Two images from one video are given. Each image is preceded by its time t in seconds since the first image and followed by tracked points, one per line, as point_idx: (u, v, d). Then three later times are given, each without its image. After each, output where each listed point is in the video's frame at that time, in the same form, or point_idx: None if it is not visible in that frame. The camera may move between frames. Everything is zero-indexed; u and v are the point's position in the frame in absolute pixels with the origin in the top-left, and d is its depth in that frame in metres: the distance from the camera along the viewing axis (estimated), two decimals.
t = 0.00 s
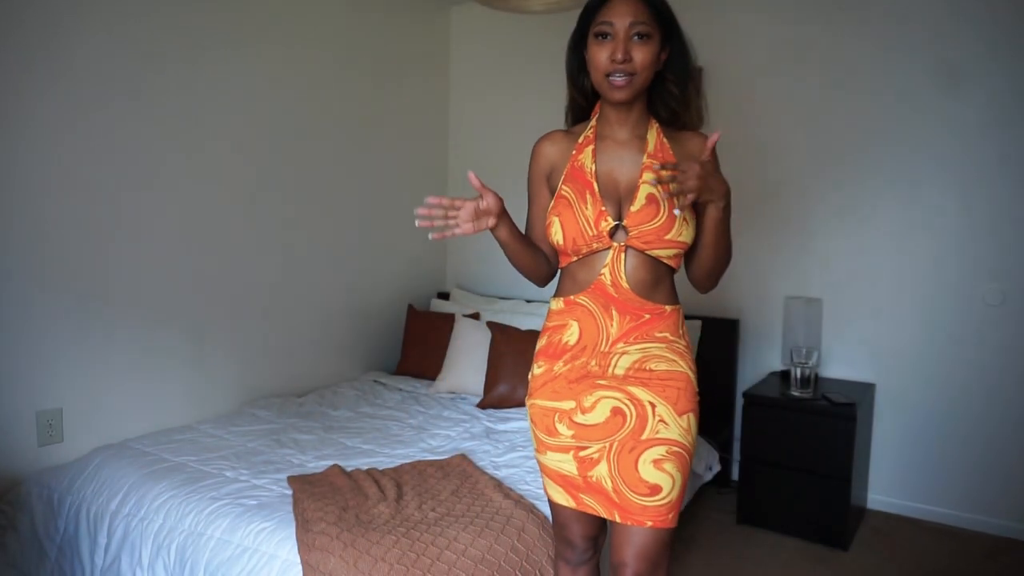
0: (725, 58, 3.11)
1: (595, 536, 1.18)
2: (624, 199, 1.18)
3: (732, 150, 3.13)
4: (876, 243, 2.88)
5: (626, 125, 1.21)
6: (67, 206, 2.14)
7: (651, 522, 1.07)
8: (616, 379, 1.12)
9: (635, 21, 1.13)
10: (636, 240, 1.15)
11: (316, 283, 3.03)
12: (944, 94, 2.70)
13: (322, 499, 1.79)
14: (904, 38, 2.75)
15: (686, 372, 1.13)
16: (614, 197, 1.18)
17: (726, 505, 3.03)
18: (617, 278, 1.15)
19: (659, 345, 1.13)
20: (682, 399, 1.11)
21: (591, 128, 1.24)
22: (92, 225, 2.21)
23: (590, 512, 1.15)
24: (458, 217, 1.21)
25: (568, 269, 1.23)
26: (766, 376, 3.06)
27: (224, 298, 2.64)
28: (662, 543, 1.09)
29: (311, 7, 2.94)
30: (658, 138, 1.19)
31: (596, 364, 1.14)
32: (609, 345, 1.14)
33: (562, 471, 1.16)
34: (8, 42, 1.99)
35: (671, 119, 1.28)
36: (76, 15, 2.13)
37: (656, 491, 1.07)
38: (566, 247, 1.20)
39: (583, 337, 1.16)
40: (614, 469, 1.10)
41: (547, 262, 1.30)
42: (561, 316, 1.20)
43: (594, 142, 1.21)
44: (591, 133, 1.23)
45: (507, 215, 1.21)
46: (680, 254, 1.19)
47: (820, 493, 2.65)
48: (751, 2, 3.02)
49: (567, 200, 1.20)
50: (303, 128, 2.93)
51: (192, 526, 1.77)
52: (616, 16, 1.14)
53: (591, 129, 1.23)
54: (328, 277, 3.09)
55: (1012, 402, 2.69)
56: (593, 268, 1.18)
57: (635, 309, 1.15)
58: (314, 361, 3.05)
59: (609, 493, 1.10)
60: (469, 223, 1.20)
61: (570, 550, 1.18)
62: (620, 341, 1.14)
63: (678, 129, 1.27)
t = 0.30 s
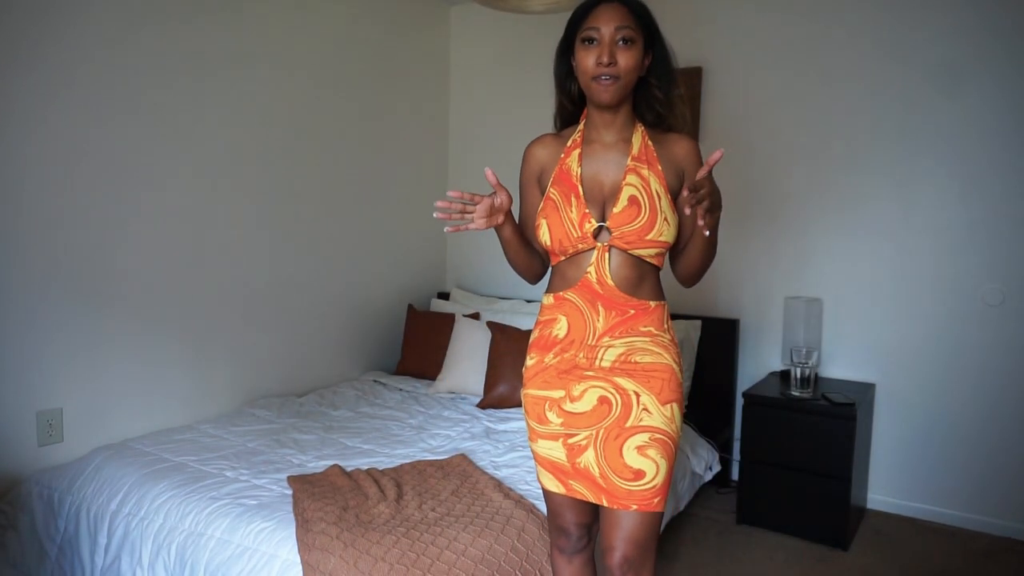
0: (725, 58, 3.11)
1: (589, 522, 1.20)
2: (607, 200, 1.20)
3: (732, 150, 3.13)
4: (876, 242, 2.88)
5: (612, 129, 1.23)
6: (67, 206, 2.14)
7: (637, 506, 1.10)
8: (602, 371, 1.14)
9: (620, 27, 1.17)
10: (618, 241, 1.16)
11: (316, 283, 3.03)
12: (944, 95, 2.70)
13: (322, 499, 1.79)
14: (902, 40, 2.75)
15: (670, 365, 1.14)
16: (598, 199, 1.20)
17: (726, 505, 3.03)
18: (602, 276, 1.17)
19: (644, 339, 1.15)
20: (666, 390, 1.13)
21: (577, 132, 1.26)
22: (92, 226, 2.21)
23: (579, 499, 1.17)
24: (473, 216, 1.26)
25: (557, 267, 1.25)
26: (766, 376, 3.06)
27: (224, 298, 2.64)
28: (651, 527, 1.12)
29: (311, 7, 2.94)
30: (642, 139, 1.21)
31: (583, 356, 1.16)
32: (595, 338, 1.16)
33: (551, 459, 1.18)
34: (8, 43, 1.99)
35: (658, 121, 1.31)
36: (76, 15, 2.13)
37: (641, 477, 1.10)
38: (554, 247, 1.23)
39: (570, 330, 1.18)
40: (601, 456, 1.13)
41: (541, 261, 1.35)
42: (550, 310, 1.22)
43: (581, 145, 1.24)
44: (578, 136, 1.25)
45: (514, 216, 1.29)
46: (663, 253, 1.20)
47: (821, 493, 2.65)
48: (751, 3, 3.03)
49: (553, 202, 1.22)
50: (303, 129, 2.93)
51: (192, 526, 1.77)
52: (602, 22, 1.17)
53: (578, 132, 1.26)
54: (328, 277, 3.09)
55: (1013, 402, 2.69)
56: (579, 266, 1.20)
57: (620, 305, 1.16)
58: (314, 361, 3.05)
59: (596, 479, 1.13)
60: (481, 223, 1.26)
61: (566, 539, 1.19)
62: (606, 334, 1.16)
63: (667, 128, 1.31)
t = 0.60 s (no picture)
0: (725, 59, 3.11)
1: (589, 523, 1.21)
2: (608, 201, 1.20)
3: (731, 150, 3.13)
4: (876, 242, 2.88)
5: (609, 131, 1.23)
6: (67, 206, 2.14)
7: (650, 503, 1.11)
8: (607, 370, 1.15)
9: (616, 31, 1.17)
10: (620, 241, 1.16)
11: (316, 283, 3.03)
12: (944, 95, 2.70)
13: (322, 499, 1.79)
14: (901, 40, 2.76)
15: (672, 364, 1.16)
16: (599, 200, 1.20)
17: (726, 505, 3.03)
18: (606, 275, 1.17)
19: (648, 339, 1.16)
20: (670, 388, 1.14)
21: (574, 134, 1.26)
22: (92, 225, 2.21)
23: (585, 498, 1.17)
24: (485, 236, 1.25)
25: (558, 267, 1.24)
26: (766, 376, 3.06)
27: (224, 298, 2.64)
28: (659, 523, 1.13)
29: (311, 7, 2.94)
30: (640, 141, 1.21)
31: (587, 356, 1.16)
32: (600, 337, 1.16)
33: (557, 459, 1.18)
34: (8, 43, 1.99)
35: (655, 124, 1.31)
36: (75, 15, 2.13)
37: (652, 474, 1.11)
38: (555, 247, 1.22)
39: (575, 330, 1.17)
40: (610, 455, 1.13)
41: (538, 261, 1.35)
42: (553, 310, 1.21)
43: (579, 147, 1.23)
44: (575, 138, 1.25)
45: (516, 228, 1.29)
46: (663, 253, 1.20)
47: (821, 493, 2.65)
48: (751, 3, 3.03)
49: (554, 203, 1.22)
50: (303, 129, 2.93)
51: (192, 526, 1.77)
52: (599, 25, 1.18)
53: (575, 134, 1.25)
54: (328, 277, 3.09)
55: (1012, 402, 2.69)
56: (582, 265, 1.20)
57: (625, 304, 1.17)
58: (314, 361, 3.05)
59: (605, 478, 1.13)
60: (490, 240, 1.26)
61: (567, 539, 1.20)
62: (610, 333, 1.16)
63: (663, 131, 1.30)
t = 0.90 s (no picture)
0: (725, 58, 3.11)
1: (593, 524, 1.21)
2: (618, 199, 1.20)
3: (731, 150, 3.13)
4: (875, 242, 2.88)
5: (611, 131, 1.24)
6: (66, 206, 2.15)
7: (659, 504, 1.12)
8: (615, 370, 1.15)
9: (622, 30, 1.17)
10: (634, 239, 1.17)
11: (316, 283, 3.03)
12: (944, 94, 2.70)
13: (322, 499, 1.80)
14: (901, 39, 2.75)
15: (677, 364, 1.17)
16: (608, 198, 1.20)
17: (726, 505, 3.03)
18: (619, 274, 1.17)
19: (655, 338, 1.16)
20: (676, 388, 1.15)
21: (575, 134, 1.25)
22: (91, 225, 2.21)
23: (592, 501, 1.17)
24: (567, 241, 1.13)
25: (564, 269, 1.22)
26: (766, 376, 3.06)
27: (224, 298, 2.64)
28: (667, 523, 1.14)
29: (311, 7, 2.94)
30: (641, 141, 1.23)
31: (595, 357, 1.16)
32: (608, 338, 1.16)
33: (564, 462, 1.18)
34: (7, 43, 1.99)
35: (651, 126, 1.32)
36: (74, 14, 2.13)
37: (661, 475, 1.12)
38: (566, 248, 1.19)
39: (583, 331, 1.17)
40: (619, 456, 1.13)
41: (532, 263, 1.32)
42: (559, 311, 1.19)
43: (581, 147, 1.23)
44: (576, 138, 1.24)
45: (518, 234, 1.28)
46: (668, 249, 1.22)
47: (821, 493, 2.65)
48: (752, 3, 3.03)
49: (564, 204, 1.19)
50: (303, 128, 2.93)
51: (192, 526, 1.77)
52: (605, 25, 1.17)
53: (575, 134, 1.25)
54: (328, 277, 3.09)
55: (1012, 402, 2.69)
56: (592, 265, 1.18)
57: (633, 303, 1.17)
58: (314, 361, 3.05)
59: (613, 480, 1.14)
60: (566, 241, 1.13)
61: (571, 542, 1.20)
62: (618, 333, 1.16)
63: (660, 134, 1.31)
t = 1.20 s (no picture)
0: (725, 58, 3.11)
1: (592, 523, 1.21)
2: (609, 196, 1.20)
3: (732, 150, 3.13)
4: (876, 242, 2.88)
5: (610, 127, 1.24)
6: (65, 206, 2.14)
7: (652, 504, 1.12)
8: (609, 370, 1.15)
9: (625, 29, 1.18)
10: (622, 237, 1.17)
11: (315, 283, 3.03)
12: (944, 94, 2.70)
13: (322, 499, 1.79)
14: (902, 39, 2.75)
15: (672, 364, 1.16)
16: (600, 194, 1.19)
17: (726, 505, 3.03)
18: (608, 273, 1.17)
19: (649, 338, 1.16)
20: (671, 389, 1.15)
21: (572, 129, 1.26)
22: (91, 225, 2.21)
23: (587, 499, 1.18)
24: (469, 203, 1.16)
25: (556, 264, 1.23)
26: (766, 376, 3.06)
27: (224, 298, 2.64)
28: (662, 523, 1.14)
29: (310, 7, 2.93)
30: (638, 137, 1.22)
31: (589, 356, 1.16)
32: (602, 337, 1.16)
33: (559, 460, 1.18)
34: (7, 43, 1.99)
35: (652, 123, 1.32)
36: (74, 14, 2.13)
37: (655, 475, 1.12)
38: (556, 244, 1.21)
39: (577, 330, 1.17)
40: (612, 455, 1.13)
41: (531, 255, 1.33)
42: (554, 311, 1.20)
43: (578, 142, 1.23)
44: (573, 133, 1.25)
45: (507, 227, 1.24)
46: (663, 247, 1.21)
47: (821, 493, 2.65)
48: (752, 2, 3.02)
49: (554, 199, 1.20)
50: (303, 128, 2.93)
51: (192, 526, 1.77)
52: (608, 23, 1.18)
53: (573, 129, 1.26)
54: (328, 277, 3.09)
55: (1012, 402, 2.69)
56: (583, 263, 1.19)
57: (626, 303, 1.17)
58: (314, 361, 3.05)
59: (607, 479, 1.14)
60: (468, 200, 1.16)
61: (569, 540, 1.20)
62: (612, 333, 1.16)
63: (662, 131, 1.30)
